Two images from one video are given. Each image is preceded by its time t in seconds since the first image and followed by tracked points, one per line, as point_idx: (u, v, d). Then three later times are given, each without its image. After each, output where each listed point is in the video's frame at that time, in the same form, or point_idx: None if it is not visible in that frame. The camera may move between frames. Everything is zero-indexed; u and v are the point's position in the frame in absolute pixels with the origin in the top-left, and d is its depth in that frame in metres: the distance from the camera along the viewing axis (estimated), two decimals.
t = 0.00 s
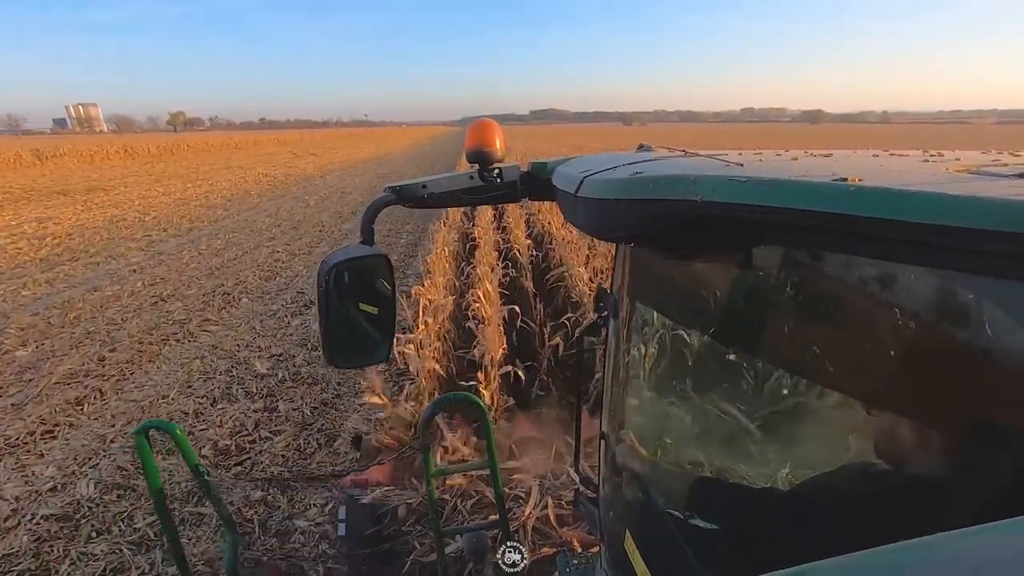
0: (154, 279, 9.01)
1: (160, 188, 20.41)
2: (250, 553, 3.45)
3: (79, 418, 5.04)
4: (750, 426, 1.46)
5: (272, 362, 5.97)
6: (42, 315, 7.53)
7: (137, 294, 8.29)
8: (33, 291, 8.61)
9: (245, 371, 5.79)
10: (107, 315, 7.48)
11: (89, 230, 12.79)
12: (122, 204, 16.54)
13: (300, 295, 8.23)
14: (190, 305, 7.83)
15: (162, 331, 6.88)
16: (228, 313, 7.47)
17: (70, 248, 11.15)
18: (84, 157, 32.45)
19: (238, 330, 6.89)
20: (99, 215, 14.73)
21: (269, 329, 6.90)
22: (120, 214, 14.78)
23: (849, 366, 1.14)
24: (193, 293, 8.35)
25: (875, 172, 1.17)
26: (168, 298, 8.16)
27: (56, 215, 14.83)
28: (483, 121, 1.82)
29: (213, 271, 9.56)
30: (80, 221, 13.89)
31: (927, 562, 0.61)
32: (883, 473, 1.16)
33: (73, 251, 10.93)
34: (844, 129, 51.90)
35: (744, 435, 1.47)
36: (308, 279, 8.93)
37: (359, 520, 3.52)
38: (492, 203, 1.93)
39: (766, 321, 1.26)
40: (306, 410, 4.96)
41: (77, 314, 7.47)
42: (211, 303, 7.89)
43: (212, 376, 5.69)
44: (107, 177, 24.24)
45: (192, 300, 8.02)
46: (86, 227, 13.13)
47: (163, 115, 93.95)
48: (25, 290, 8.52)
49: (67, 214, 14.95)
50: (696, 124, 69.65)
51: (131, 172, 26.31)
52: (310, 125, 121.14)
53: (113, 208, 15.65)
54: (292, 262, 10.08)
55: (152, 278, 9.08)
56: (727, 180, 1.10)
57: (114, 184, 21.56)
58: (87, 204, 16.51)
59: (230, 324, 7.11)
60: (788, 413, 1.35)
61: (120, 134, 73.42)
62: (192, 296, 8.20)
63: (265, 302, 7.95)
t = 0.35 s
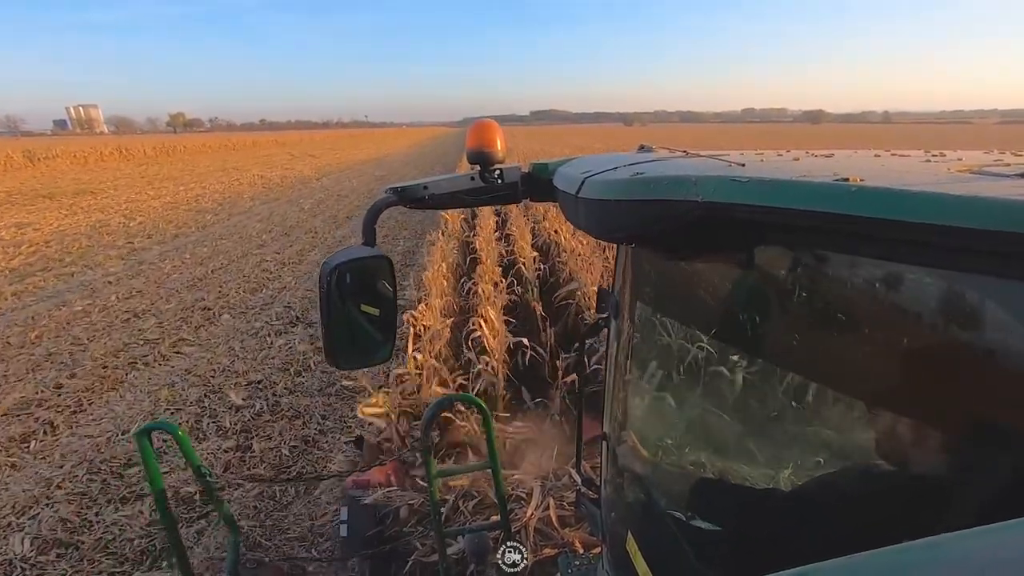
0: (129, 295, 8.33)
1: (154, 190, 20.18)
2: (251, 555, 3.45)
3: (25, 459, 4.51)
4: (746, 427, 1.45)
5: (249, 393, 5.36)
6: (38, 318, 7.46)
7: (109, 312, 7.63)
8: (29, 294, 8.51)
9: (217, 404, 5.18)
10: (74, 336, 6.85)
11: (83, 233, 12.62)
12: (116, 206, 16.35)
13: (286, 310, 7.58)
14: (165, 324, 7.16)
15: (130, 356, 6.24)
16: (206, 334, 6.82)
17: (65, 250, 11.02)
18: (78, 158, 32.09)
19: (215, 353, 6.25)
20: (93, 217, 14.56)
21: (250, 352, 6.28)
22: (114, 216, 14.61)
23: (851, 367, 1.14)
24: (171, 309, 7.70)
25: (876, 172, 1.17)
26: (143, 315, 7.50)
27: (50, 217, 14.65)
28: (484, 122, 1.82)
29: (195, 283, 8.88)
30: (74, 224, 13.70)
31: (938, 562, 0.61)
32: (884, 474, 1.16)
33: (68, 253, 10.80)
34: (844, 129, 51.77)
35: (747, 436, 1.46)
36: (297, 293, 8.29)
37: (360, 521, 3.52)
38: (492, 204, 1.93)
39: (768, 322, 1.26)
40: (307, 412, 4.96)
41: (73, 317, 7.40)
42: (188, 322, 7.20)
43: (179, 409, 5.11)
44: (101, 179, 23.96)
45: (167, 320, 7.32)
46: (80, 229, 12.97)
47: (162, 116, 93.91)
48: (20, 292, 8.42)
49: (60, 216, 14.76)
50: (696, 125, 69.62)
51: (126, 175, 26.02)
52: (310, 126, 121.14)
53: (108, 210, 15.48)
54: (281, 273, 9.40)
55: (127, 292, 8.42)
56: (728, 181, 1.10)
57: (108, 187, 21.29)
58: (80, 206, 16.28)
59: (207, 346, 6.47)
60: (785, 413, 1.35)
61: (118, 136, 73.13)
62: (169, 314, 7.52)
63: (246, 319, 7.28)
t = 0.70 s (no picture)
0: (96, 309, 7.69)
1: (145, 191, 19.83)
2: (250, 556, 3.45)
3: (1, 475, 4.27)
4: (744, 427, 1.45)
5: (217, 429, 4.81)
6: (30, 321, 7.35)
7: (94, 318, 7.35)
8: (20, 297, 8.39)
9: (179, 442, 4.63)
10: (30, 359, 6.24)
11: (73, 235, 12.41)
12: (108, 207, 16.10)
13: (267, 326, 6.97)
14: (132, 344, 6.54)
15: (114, 365, 5.98)
16: (176, 355, 6.24)
17: (56, 252, 10.86)
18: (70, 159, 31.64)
19: (214, 353, 6.26)
20: (85, 219, 14.36)
21: (222, 377, 5.72)
22: (105, 218, 14.36)
23: (851, 367, 1.13)
24: (140, 326, 7.07)
25: (875, 175, 1.17)
26: (110, 333, 6.88)
27: (38, 219, 14.36)
28: (483, 122, 1.82)
29: (170, 295, 8.24)
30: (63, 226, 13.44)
31: (939, 562, 0.60)
32: (883, 475, 1.16)
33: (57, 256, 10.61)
34: (845, 130, 51.62)
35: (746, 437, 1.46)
36: (279, 307, 7.67)
37: (360, 522, 3.51)
38: (492, 205, 1.93)
39: (768, 323, 1.26)
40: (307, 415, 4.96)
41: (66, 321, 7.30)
42: (157, 342, 6.59)
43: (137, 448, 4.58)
44: (91, 180, 23.54)
45: (134, 339, 6.69)
46: (70, 232, 12.74)
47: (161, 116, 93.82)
48: (14, 294, 8.33)
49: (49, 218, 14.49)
50: (695, 125, 69.62)
51: (115, 176, 25.55)
52: (309, 126, 121.06)
53: (99, 212, 15.25)
54: (265, 284, 8.74)
55: (95, 306, 7.81)
56: (727, 182, 1.10)
57: (98, 188, 20.93)
58: (75, 207, 16.16)
59: (176, 370, 5.89)
60: (783, 414, 1.34)
61: (101, 136, 71.22)
62: (137, 332, 6.90)
63: (223, 338, 6.69)
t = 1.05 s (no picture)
0: (60, 330, 7.18)
1: (137, 195, 19.62)
2: (251, 554, 3.45)
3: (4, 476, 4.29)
4: (746, 424, 1.45)
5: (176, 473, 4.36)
6: (25, 326, 7.30)
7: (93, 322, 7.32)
8: (15, 301, 8.33)
9: (134, 488, 4.21)
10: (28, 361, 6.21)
11: (64, 239, 12.25)
12: (106, 211, 16.06)
13: (246, 349, 6.45)
14: (96, 370, 6.06)
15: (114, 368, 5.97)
16: (143, 382, 5.77)
17: (47, 257, 10.73)
18: (62, 162, 31.30)
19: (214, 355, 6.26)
20: (83, 222, 14.30)
21: (192, 407, 5.28)
22: (96, 222, 14.19)
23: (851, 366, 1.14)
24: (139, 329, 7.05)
25: (875, 172, 1.17)
26: (74, 357, 6.40)
27: (28, 223, 14.17)
28: (483, 121, 1.82)
29: (144, 313, 7.72)
30: (54, 231, 13.28)
31: (940, 560, 0.60)
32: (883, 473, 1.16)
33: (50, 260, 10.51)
34: (845, 130, 51.43)
35: (744, 435, 1.46)
36: (261, 326, 7.14)
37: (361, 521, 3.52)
38: (492, 203, 1.93)
39: (770, 321, 1.25)
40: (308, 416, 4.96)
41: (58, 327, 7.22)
42: (123, 368, 6.10)
43: (84, 495, 4.16)
44: (82, 184, 23.22)
45: (100, 363, 6.21)
46: (61, 237, 12.58)
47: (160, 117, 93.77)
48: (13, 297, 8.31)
49: (40, 223, 14.31)
50: (695, 125, 69.59)
51: (106, 180, 25.21)
52: (308, 126, 121.05)
53: (95, 215, 15.18)
54: (249, 299, 8.20)
55: (60, 325, 7.31)
56: (728, 180, 1.10)
57: (89, 192, 20.68)
58: (73, 210, 16.12)
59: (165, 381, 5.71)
60: (783, 412, 1.34)
61: (99, 137, 71.17)
62: (103, 355, 6.41)
63: (196, 362, 6.20)
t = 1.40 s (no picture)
0: (17, 349, 6.42)
1: (125, 198, 19.30)
2: (252, 555, 3.45)
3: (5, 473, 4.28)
4: (746, 423, 1.45)
5: (132, 529, 3.72)
6: (18, 327, 7.20)
7: (91, 322, 7.30)
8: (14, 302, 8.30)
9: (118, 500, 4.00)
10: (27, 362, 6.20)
11: (58, 242, 12.14)
12: (104, 213, 16.02)
13: (239, 357, 6.22)
14: (51, 397, 5.34)
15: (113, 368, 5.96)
16: (117, 401, 5.31)
17: (42, 259, 10.64)
18: (52, 163, 30.81)
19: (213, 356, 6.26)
20: (80, 224, 14.26)
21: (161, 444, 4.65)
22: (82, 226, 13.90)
23: (851, 366, 1.14)
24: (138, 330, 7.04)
25: (874, 173, 1.17)
26: (29, 381, 5.67)
27: (22, 226, 14.06)
28: (483, 122, 1.81)
29: (113, 328, 7.01)
30: (39, 235, 12.98)
31: (942, 560, 0.60)
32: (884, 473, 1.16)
33: (34, 264, 10.28)
34: (844, 132, 51.43)
35: (745, 436, 1.46)
36: (240, 345, 6.44)
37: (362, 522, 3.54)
38: (492, 204, 1.93)
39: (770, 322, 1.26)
40: (311, 415, 4.93)
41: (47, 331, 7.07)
42: (82, 395, 5.39)
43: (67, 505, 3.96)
44: (69, 187, 22.74)
45: (57, 389, 5.49)
46: (52, 239, 12.40)
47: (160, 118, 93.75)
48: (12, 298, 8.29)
49: (31, 226, 14.10)
50: (695, 126, 69.59)
51: (95, 182, 24.77)
52: (308, 128, 121.04)
53: (94, 217, 15.15)
54: (248, 300, 8.18)
55: (46, 331, 7.07)
56: (727, 181, 1.09)
57: (75, 196, 20.27)
58: (71, 212, 16.08)
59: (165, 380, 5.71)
60: (782, 412, 1.34)
61: (99, 138, 71.16)
62: (61, 380, 5.68)
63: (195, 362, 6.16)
